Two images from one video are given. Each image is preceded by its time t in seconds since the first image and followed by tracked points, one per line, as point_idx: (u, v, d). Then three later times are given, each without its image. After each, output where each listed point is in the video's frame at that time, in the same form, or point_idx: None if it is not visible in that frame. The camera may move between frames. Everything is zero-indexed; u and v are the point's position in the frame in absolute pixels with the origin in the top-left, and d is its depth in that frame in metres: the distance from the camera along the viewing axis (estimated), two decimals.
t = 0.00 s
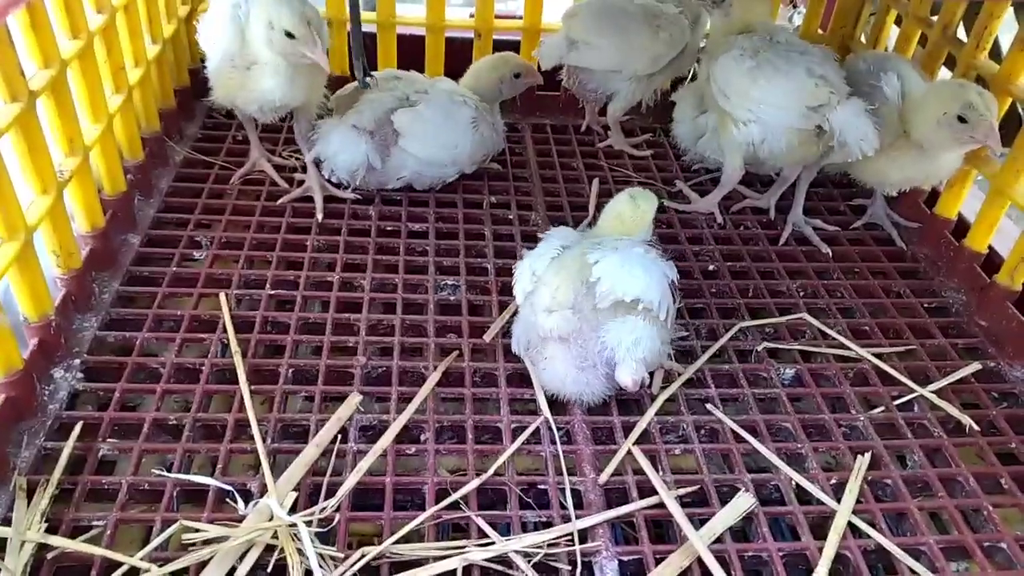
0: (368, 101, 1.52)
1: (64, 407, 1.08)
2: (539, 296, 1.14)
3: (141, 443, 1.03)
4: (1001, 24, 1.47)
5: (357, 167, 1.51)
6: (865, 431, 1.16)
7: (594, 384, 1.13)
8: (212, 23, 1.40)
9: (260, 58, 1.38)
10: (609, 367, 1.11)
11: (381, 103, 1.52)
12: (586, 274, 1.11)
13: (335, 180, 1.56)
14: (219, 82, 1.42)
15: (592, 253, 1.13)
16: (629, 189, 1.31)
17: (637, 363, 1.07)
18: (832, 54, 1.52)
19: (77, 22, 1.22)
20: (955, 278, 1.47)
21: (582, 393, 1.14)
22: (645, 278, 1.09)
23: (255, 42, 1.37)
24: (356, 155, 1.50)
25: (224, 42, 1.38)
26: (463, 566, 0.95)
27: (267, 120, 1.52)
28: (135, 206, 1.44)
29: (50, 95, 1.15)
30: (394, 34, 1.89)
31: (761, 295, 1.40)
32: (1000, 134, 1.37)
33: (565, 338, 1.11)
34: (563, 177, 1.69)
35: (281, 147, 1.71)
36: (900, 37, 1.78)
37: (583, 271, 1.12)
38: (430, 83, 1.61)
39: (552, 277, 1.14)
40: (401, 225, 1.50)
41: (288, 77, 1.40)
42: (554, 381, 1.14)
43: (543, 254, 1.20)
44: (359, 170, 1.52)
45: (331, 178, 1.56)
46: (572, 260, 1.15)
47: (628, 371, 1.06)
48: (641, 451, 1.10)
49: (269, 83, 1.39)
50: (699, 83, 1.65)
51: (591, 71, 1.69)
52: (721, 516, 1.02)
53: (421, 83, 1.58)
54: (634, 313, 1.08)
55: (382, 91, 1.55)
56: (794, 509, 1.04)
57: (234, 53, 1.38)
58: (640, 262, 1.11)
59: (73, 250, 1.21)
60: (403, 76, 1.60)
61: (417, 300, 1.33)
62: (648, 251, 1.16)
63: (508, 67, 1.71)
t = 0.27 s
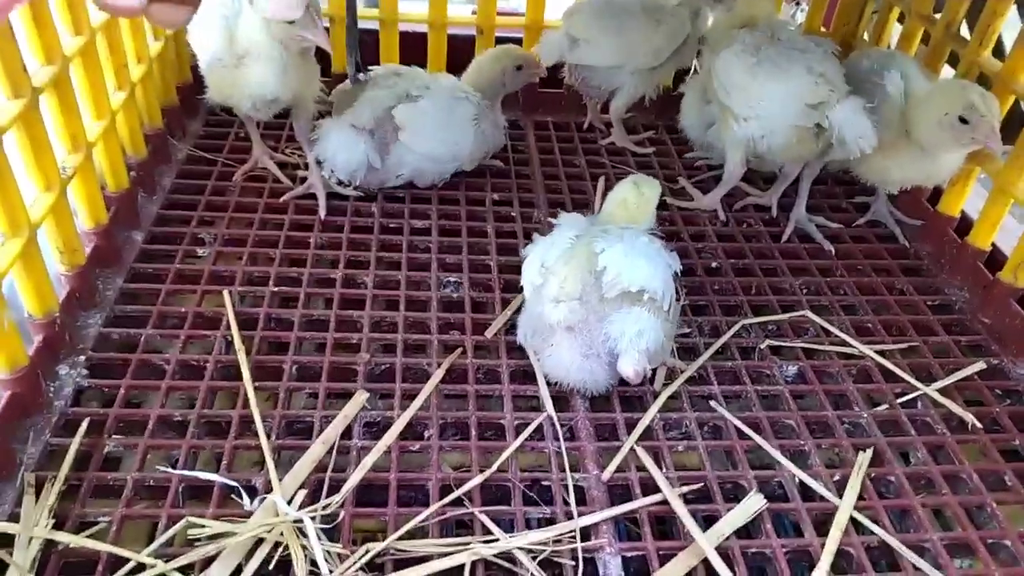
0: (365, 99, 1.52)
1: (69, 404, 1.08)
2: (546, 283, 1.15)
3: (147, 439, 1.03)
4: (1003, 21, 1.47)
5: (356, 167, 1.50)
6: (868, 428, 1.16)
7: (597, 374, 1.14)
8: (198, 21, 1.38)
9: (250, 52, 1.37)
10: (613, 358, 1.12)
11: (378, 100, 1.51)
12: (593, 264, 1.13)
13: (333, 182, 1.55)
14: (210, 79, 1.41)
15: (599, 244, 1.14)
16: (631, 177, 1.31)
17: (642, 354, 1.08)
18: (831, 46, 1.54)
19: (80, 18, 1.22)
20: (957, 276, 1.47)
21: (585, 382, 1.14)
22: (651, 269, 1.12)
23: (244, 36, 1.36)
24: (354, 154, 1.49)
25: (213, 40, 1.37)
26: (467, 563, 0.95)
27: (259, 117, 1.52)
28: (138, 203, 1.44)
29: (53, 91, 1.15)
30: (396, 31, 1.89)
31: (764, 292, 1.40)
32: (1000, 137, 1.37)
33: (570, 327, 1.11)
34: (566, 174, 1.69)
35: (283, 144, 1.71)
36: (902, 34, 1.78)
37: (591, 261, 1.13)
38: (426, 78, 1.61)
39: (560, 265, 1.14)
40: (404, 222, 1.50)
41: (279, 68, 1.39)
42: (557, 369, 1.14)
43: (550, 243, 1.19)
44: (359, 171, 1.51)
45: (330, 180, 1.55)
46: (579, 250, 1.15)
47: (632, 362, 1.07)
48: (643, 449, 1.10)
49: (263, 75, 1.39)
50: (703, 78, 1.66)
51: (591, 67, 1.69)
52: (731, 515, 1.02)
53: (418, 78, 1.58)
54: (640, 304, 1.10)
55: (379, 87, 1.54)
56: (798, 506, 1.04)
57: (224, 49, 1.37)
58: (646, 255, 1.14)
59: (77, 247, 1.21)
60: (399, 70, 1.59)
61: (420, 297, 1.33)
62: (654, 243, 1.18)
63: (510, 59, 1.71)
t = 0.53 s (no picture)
0: (371, 100, 1.53)
1: (72, 402, 1.09)
2: (546, 285, 1.15)
3: (149, 438, 1.04)
4: (1007, 21, 1.46)
5: (360, 164, 1.51)
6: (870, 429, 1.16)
7: (600, 374, 1.14)
8: (205, 23, 1.43)
9: (249, 52, 1.40)
10: (616, 358, 1.12)
11: (384, 100, 1.53)
12: (594, 266, 1.13)
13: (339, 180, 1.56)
14: (216, 80, 1.45)
15: (599, 247, 1.15)
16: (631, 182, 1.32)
17: (645, 353, 1.07)
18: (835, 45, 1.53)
19: (85, 18, 1.23)
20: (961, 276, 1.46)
21: (588, 383, 1.15)
22: (652, 269, 1.11)
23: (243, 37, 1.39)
24: (358, 151, 1.50)
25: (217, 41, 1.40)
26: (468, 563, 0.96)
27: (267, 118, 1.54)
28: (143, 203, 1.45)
29: (57, 92, 1.15)
30: (399, 30, 1.89)
31: (766, 292, 1.40)
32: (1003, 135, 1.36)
33: (573, 327, 1.12)
34: (568, 174, 1.69)
35: (287, 144, 1.71)
36: (906, 34, 1.78)
37: (592, 263, 1.13)
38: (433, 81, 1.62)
39: (560, 268, 1.15)
40: (407, 222, 1.50)
41: (275, 68, 1.41)
42: (559, 371, 1.15)
43: (550, 250, 1.20)
44: (362, 169, 1.52)
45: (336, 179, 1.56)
46: (579, 253, 1.15)
47: (635, 360, 1.06)
48: (645, 448, 1.10)
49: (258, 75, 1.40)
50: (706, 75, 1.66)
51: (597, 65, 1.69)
52: (733, 516, 1.02)
53: (424, 81, 1.59)
54: (642, 304, 1.10)
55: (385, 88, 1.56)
56: (800, 507, 1.04)
57: (225, 50, 1.40)
58: (648, 256, 1.14)
59: (81, 246, 1.21)
60: (405, 73, 1.61)
61: (423, 297, 1.33)
62: (655, 246, 1.18)
63: (514, 61, 1.71)
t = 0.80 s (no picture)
0: (368, 100, 1.54)
1: (69, 403, 1.09)
2: (554, 285, 1.12)
3: (146, 440, 1.04)
4: (1006, 24, 1.47)
5: (357, 165, 1.51)
6: (868, 431, 1.16)
7: (600, 376, 1.14)
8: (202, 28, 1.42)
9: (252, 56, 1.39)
10: (617, 360, 1.13)
11: (382, 101, 1.54)
12: (603, 268, 1.12)
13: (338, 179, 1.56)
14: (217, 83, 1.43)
15: (608, 248, 1.14)
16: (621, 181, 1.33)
17: (648, 357, 1.08)
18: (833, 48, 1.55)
19: (85, 20, 1.23)
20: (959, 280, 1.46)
21: (587, 384, 1.15)
22: (659, 276, 1.11)
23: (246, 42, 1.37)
24: (356, 150, 1.50)
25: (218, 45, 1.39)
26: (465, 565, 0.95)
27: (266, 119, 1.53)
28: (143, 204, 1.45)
29: (56, 94, 1.15)
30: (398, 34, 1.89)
31: (765, 295, 1.41)
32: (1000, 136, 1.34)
33: (578, 331, 1.11)
34: (567, 177, 1.69)
35: (285, 146, 1.72)
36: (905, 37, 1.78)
37: (601, 265, 1.12)
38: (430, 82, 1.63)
39: (570, 268, 1.13)
40: (405, 224, 1.50)
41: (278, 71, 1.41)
42: (561, 370, 1.14)
43: (558, 246, 1.17)
44: (360, 170, 1.51)
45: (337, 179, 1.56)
46: (588, 252, 1.14)
47: (637, 363, 1.07)
48: (639, 451, 1.10)
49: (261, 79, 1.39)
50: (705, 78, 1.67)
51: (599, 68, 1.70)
52: (731, 518, 1.02)
53: (420, 83, 1.61)
54: (647, 310, 1.10)
55: (382, 89, 1.57)
56: (797, 508, 1.04)
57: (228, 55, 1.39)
58: (654, 261, 1.13)
59: (79, 247, 1.22)
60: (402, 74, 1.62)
61: (421, 298, 1.33)
62: (659, 249, 1.18)
63: (511, 61, 1.71)
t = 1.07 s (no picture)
0: (371, 102, 1.53)
1: (70, 403, 1.09)
2: (545, 285, 1.13)
3: (147, 439, 1.04)
4: (1006, 21, 1.47)
5: (360, 164, 1.52)
6: (869, 429, 1.16)
7: (599, 375, 1.14)
8: (210, 22, 1.44)
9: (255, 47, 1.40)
10: (615, 358, 1.12)
11: (384, 102, 1.53)
12: (593, 265, 1.13)
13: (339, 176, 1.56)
14: (223, 76, 1.45)
15: (598, 246, 1.14)
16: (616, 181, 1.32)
17: (644, 351, 1.07)
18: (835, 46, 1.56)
19: (85, 18, 1.23)
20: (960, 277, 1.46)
21: (587, 384, 1.14)
22: (651, 270, 1.11)
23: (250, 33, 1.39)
24: (358, 151, 1.50)
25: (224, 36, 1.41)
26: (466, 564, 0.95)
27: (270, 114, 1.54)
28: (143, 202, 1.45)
29: (56, 92, 1.15)
30: (399, 30, 1.89)
31: (765, 293, 1.41)
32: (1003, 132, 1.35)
33: (572, 329, 1.11)
34: (568, 175, 1.69)
35: (286, 144, 1.71)
36: (905, 34, 1.78)
37: (592, 262, 1.13)
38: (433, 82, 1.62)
39: (560, 268, 1.13)
40: (406, 223, 1.50)
41: (279, 59, 1.41)
42: (559, 371, 1.14)
43: (548, 251, 1.18)
44: (361, 168, 1.52)
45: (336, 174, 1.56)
46: (578, 252, 1.15)
47: (634, 358, 1.07)
48: (638, 449, 1.10)
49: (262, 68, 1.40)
50: (706, 74, 1.67)
51: (600, 63, 1.69)
52: (733, 517, 1.02)
53: (424, 83, 1.59)
54: (641, 304, 1.10)
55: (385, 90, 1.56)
56: (799, 507, 1.04)
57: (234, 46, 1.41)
58: (646, 256, 1.13)
59: (80, 246, 1.21)
60: (404, 73, 1.61)
61: (422, 297, 1.33)
62: (653, 245, 1.18)
63: (512, 62, 1.71)
